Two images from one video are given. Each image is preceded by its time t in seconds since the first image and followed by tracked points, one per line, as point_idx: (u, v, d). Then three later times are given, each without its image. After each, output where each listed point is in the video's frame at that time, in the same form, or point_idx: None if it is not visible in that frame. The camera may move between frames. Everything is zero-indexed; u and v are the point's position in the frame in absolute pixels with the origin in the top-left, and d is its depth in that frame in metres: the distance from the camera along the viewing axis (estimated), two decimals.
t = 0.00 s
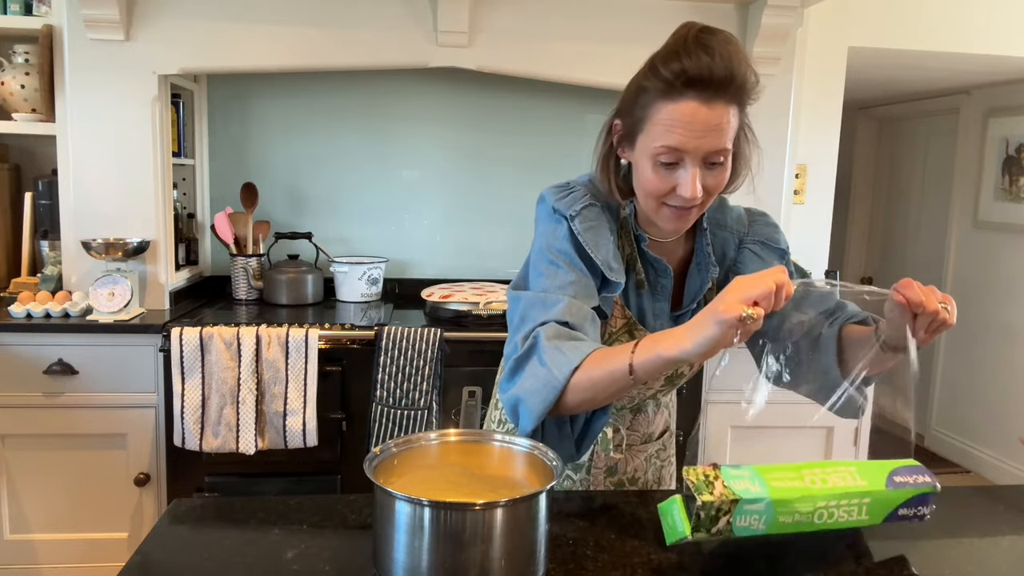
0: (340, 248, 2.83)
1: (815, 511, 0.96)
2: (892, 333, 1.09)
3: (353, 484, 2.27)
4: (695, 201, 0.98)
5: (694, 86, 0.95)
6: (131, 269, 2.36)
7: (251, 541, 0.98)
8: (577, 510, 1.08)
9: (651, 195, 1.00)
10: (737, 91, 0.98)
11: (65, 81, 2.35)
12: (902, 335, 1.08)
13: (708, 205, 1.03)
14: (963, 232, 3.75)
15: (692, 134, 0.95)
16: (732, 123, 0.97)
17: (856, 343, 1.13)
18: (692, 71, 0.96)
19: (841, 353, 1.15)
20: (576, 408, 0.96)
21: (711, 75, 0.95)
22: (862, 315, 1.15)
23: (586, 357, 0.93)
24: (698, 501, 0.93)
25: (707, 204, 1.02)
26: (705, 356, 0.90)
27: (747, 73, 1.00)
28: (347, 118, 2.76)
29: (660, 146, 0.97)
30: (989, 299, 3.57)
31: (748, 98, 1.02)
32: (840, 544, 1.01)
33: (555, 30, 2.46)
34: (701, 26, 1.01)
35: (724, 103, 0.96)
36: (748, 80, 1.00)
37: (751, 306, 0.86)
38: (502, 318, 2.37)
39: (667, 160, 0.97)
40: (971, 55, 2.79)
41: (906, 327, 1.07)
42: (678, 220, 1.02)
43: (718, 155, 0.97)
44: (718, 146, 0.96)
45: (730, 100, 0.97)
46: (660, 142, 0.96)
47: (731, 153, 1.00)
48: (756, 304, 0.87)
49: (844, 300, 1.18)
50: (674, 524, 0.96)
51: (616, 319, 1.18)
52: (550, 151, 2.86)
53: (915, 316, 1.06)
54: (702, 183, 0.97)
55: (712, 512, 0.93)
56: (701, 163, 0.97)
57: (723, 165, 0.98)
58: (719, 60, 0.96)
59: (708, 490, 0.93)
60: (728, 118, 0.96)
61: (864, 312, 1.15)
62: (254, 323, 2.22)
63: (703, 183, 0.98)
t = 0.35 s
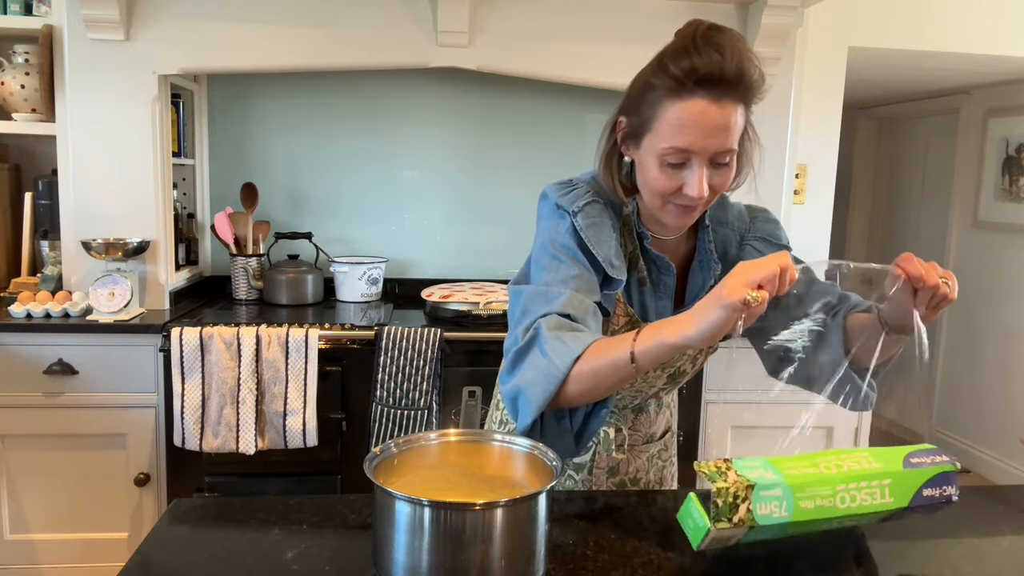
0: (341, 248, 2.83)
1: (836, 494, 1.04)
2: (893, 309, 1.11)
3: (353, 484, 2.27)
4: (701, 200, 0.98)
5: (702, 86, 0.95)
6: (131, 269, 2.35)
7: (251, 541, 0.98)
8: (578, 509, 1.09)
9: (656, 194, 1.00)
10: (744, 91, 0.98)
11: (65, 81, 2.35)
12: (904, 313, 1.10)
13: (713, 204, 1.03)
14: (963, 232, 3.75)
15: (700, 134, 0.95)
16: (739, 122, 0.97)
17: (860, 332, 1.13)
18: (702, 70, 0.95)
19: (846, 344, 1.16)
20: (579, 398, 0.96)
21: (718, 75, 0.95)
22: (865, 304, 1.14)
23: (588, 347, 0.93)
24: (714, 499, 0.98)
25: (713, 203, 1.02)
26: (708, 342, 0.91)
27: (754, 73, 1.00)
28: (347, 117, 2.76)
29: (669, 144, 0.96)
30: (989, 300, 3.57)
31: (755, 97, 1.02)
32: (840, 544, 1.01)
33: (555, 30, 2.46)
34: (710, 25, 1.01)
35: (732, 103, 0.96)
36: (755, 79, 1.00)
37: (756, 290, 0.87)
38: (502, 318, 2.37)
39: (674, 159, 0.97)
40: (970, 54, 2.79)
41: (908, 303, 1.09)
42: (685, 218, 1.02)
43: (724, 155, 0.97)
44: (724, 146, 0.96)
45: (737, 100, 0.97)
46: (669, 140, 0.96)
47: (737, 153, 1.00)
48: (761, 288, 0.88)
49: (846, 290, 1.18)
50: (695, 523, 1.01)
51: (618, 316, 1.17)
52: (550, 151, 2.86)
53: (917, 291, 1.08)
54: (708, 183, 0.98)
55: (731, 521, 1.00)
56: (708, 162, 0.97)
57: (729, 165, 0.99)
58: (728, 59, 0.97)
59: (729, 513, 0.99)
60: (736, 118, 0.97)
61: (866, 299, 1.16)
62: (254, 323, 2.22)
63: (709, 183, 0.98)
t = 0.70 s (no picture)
0: (341, 248, 2.83)
1: (845, 463, 1.00)
2: (916, 279, 1.11)
3: (353, 484, 2.27)
4: (704, 194, 0.98)
5: (704, 80, 0.95)
6: (131, 269, 2.35)
7: (251, 541, 0.98)
8: (579, 509, 1.09)
9: (659, 187, 1.00)
10: (745, 86, 0.98)
11: (66, 81, 2.35)
12: (933, 290, 1.09)
13: (715, 198, 1.03)
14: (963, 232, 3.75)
15: (702, 127, 0.95)
16: (741, 117, 0.98)
17: (886, 302, 1.15)
18: (704, 62, 0.96)
19: (870, 317, 1.17)
20: (594, 380, 0.95)
21: (719, 70, 0.96)
22: (884, 275, 1.17)
23: (604, 328, 0.92)
24: (735, 467, 0.95)
25: (715, 197, 1.02)
26: (732, 319, 0.89)
27: (754, 68, 1.00)
28: (347, 117, 2.76)
29: (672, 136, 0.96)
30: (990, 301, 3.57)
31: (755, 93, 1.02)
32: (841, 544, 1.01)
33: (556, 30, 2.46)
34: (709, 19, 1.02)
35: (734, 94, 0.96)
36: (755, 75, 1.00)
37: (780, 263, 0.85)
38: (502, 318, 2.37)
39: (678, 153, 0.97)
40: (970, 54, 2.79)
41: (938, 284, 1.09)
42: (688, 211, 1.02)
43: (727, 148, 0.97)
44: (726, 140, 0.96)
45: (738, 94, 0.97)
46: (671, 132, 0.96)
47: (739, 147, 1.00)
48: (785, 262, 0.86)
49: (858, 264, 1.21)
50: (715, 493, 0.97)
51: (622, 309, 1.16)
52: (550, 151, 2.86)
53: (946, 270, 1.08)
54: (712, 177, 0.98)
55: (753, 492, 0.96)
56: (711, 155, 0.97)
57: (731, 158, 0.99)
58: (730, 51, 0.97)
59: (750, 483, 0.95)
60: (737, 110, 0.97)
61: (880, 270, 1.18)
62: (254, 323, 2.22)
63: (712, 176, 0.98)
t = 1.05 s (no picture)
0: (341, 248, 2.83)
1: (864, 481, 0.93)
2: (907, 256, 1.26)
3: (354, 484, 2.27)
4: (707, 140, 1.06)
5: (705, 33, 1.03)
6: (131, 269, 2.36)
7: (251, 541, 0.98)
8: (578, 508, 1.09)
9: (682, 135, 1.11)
10: (754, 36, 1.02)
11: (66, 81, 2.35)
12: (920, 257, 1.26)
13: (743, 147, 1.08)
14: (962, 232, 3.75)
15: (699, 79, 1.03)
16: (747, 65, 1.03)
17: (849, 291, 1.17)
18: (710, 19, 1.03)
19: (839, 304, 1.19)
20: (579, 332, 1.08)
21: (720, 23, 1.02)
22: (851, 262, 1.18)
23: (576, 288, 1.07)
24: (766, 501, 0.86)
25: (740, 147, 1.08)
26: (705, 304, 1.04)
27: (770, 16, 1.03)
28: (347, 117, 2.76)
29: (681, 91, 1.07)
30: (989, 301, 3.57)
31: (781, 41, 1.04)
32: (840, 545, 1.01)
33: (556, 30, 2.46)
34: None
35: (738, 49, 1.02)
36: (774, 23, 1.03)
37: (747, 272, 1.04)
38: (502, 318, 2.37)
39: (686, 102, 1.07)
40: (970, 55, 2.79)
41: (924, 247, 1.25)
42: (708, 159, 1.10)
43: (729, 98, 1.03)
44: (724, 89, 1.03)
45: (744, 45, 1.02)
46: (680, 87, 1.06)
47: (754, 94, 1.04)
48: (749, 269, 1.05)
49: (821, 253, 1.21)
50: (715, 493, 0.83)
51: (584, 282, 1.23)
52: (550, 150, 2.86)
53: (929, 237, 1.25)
54: (712, 125, 1.05)
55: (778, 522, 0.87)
56: (711, 103, 1.05)
57: (740, 106, 1.04)
58: (741, 6, 1.02)
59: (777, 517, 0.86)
60: (739, 63, 1.02)
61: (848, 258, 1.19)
62: (254, 323, 2.22)
63: (713, 125, 1.05)
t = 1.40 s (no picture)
0: (340, 247, 2.83)
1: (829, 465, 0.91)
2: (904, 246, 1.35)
3: (353, 484, 2.27)
4: (614, 128, 1.06)
5: (618, 23, 1.03)
6: (131, 269, 2.36)
7: (252, 541, 0.98)
8: (582, 507, 1.09)
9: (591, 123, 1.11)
10: (663, 29, 1.03)
11: (66, 81, 2.35)
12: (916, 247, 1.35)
13: (647, 139, 1.08)
14: (962, 232, 3.75)
15: (609, 69, 1.03)
16: (655, 57, 1.03)
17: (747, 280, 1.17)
18: (623, 9, 1.03)
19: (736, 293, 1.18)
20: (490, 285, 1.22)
21: (631, 14, 1.02)
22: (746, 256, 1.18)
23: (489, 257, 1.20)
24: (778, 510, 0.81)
25: (647, 138, 1.08)
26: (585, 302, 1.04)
27: (680, 13, 1.04)
28: (346, 117, 2.76)
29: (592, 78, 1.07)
30: (990, 301, 3.57)
31: (690, 38, 1.06)
32: (840, 546, 1.01)
33: (556, 30, 2.46)
34: None
35: (647, 41, 1.03)
36: (685, 21, 1.05)
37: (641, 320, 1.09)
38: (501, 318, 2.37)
39: (597, 89, 1.07)
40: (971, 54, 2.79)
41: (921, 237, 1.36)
42: (614, 149, 1.10)
43: (636, 87, 1.03)
44: (632, 78, 1.03)
45: (654, 36, 1.03)
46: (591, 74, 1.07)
47: (660, 86, 1.05)
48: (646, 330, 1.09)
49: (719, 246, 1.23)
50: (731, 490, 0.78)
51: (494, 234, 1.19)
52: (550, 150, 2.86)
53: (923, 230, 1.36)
54: (619, 112, 1.05)
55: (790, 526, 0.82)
56: (619, 91, 1.04)
57: (646, 96, 1.04)
58: None
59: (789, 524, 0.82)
60: (648, 56, 1.03)
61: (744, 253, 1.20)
62: (254, 323, 2.22)
63: (621, 113, 1.05)
